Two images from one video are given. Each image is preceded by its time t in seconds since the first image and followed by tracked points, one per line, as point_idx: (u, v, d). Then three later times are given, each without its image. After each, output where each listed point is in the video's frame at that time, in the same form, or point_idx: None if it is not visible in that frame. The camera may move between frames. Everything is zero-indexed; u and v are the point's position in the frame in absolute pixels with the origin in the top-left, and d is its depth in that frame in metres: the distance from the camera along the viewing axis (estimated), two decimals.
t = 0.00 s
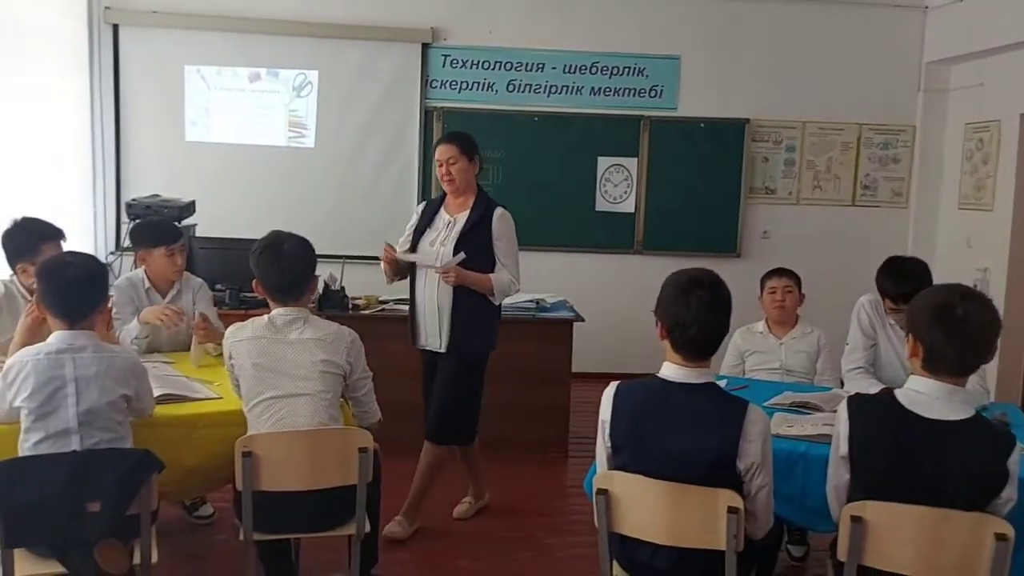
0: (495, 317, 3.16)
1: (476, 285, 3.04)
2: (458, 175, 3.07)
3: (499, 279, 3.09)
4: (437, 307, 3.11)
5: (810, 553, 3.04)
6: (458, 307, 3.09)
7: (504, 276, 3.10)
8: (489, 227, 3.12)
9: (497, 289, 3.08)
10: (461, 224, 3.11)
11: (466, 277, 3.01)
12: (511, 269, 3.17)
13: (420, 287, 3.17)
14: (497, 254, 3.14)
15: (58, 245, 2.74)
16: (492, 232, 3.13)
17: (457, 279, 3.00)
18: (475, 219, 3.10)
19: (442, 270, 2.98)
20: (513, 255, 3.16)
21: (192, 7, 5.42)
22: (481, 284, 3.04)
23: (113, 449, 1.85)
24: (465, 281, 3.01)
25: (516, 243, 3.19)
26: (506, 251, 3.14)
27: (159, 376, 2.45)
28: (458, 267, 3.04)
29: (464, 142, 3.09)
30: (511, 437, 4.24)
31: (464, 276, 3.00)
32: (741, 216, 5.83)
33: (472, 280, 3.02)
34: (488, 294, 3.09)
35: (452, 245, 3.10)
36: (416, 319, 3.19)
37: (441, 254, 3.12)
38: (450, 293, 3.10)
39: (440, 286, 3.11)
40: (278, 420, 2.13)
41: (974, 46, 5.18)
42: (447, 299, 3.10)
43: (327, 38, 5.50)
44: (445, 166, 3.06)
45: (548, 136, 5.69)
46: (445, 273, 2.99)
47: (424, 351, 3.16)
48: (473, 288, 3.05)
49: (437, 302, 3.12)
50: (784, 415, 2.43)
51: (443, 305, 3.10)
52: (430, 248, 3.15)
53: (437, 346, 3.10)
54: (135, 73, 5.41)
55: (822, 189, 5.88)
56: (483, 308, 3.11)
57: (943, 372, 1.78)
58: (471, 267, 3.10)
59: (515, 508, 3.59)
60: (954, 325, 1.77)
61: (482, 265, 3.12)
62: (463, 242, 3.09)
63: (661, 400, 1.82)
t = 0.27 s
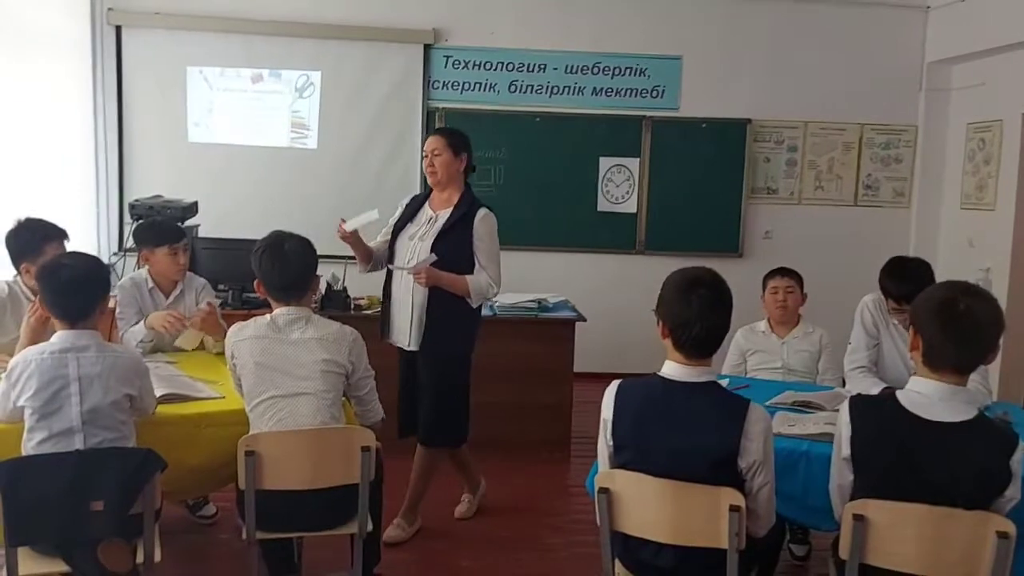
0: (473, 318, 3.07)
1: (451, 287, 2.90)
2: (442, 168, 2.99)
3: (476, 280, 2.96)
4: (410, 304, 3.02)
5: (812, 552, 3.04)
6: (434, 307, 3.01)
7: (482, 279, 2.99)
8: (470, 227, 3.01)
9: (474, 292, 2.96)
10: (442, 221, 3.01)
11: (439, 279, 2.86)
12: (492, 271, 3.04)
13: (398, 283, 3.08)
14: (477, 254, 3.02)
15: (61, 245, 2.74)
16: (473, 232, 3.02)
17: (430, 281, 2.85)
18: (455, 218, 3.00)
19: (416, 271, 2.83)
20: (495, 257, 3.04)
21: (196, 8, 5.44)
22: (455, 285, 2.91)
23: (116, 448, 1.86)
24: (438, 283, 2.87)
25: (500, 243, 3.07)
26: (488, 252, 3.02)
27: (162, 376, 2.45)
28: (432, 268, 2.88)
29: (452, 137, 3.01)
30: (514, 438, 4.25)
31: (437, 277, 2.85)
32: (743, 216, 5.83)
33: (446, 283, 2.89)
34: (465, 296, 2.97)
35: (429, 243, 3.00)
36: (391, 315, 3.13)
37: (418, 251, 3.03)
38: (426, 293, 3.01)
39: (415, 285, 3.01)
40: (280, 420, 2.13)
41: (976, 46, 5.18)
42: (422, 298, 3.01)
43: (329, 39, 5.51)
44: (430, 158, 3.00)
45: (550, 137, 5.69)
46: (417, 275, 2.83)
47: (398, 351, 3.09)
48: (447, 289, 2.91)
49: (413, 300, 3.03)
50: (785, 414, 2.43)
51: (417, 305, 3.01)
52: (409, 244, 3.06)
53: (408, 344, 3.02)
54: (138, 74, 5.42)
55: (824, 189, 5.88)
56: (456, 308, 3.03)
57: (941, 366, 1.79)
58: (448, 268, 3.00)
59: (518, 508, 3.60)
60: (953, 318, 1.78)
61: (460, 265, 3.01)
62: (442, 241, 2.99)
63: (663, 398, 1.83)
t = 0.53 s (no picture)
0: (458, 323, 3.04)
1: (433, 292, 2.88)
2: (423, 168, 2.94)
3: (459, 285, 2.93)
4: (393, 310, 2.98)
5: (815, 556, 3.04)
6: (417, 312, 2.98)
7: (466, 283, 2.95)
8: (455, 231, 2.97)
9: (458, 296, 2.93)
10: (426, 225, 2.97)
11: (420, 284, 2.86)
12: (476, 275, 3.00)
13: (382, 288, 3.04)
14: (462, 259, 2.98)
15: (65, 249, 2.74)
16: (457, 236, 2.98)
17: (410, 286, 2.84)
18: (438, 220, 2.95)
19: (394, 276, 2.84)
20: (479, 262, 3.00)
21: (199, 10, 5.45)
22: (438, 290, 2.89)
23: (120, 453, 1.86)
24: (420, 287, 2.86)
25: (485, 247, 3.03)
26: (472, 256, 2.99)
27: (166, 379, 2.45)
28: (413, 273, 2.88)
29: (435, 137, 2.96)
30: (516, 440, 4.25)
31: (418, 282, 2.85)
32: (746, 219, 5.83)
33: (428, 288, 2.87)
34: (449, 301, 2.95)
35: (412, 248, 2.96)
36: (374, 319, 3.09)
37: (401, 256, 2.99)
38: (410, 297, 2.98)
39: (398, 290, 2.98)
40: (283, 424, 2.14)
41: (980, 48, 5.17)
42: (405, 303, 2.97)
43: (332, 41, 5.51)
44: (411, 158, 2.96)
45: (553, 139, 5.69)
46: (398, 279, 2.84)
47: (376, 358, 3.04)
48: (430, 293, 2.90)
49: (396, 306, 2.99)
50: (788, 418, 2.43)
51: (400, 309, 2.98)
52: (392, 248, 3.02)
53: (390, 351, 2.98)
54: (142, 77, 5.43)
55: (827, 191, 5.87)
56: (439, 313, 2.99)
57: (944, 370, 1.79)
58: (431, 273, 2.96)
59: (520, 511, 3.60)
60: (952, 321, 1.78)
61: (444, 270, 2.97)
62: (425, 246, 2.95)
63: (666, 403, 1.83)
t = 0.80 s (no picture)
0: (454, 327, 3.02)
1: (430, 300, 2.86)
2: (399, 175, 2.88)
3: (455, 289, 2.92)
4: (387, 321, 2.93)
5: (822, 563, 3.03)
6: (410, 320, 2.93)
7: (461, 286, 2.94)
8: (443, 234, 2.95)
9: (455, 300, 2.92)
10: (413, 233, 2.93)
11: (416, 294, 2.84)
12: (469, 278, 3.00)
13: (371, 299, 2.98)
14: (453, 262, 2.97)
15: (72, 258, 2.68)
16: (446, 240, 2.95)
17: (407, 298, 2.82)
18: (427, 226, 2.91)
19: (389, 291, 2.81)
20: (470, 263, 2.99)
21: (204, 15, 5.46)
22: (434, 297, 2.87)
23: (126, 464, 1.86)
24: (416, 298, 2.84)
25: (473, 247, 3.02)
26: (463, 259, 2.98)
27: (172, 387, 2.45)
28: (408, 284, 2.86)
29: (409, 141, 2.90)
30: (521, 445, 4.25)
31: (414, 293, 2.83)
32: (751, 221, 5.81)
33: (424, 297, 2.85)
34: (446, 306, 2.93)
35: (403, 258, 2.92)
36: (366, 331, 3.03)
37: (391, 266, 2.93)
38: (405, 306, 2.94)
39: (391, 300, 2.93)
40: (289, 434, 2.13)
41: (986, 49, 5.15)
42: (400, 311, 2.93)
43: (336, 44, 5.51)
44: (386, 164, 2.89)
45: (558, 142, 5.69)
46: (394, 292, 2.81)
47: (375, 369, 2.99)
48: (426, 302, 2.88)
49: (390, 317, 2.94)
50: (796, 426, 2.42)
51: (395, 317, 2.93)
52: (380, 259, 2.96)
53: (388, 363, 2.93)
54: (146, 80, 5.44)
55: (832, 193, 5.86)
56: (435, 320, 2.95)
57: (953, 382, 1.77)
58: (424, 281, 2.93)
59: (526, 517, 3.59)
60: (960, 331, 1.77)
61: (436, 276, 2.94)
62: (415, 254, 2.91)
63: (675, 414, 1.81)
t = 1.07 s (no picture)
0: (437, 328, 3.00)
1: (419, 304, 2.83)
2: (365, 181, 2.81)
3: (438, 289, 2.89)
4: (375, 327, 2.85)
5: (829, 567, 3.04)
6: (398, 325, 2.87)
7: (444, 286, 2.92)
8: (419, 236, 2.90)
9: (440, 300, 2.90)
10: (389, 238, 2.87)
11: (405, 299, 2.79)
12: (447, 277, 2.99)
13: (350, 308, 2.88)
14: (431, 263, 2.94)
15: (84, 265, 2.68)
16: (423, 242, 2.92)
17: (398, 304, 2.77)
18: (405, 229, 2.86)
19: (382, 298, 2.75)
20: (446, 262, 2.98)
21: (211, 19, 5.48)
22: (421, 300, 2.83)
23: (139, 470, 1.87)
24: (406, 303, 2.79)
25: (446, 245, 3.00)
26: (440, 259, 2.96)
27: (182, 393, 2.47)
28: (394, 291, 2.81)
29: (374, 145, 2.82)
30: (528, 448, 4.26)
31: (404, 299, 2.78)
32: (756, 223, 5.82)
33: (413, 301, 2.80)
34: (431, 308, 2.90)
35: (385, 263, 2.85)
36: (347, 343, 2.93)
37: (373, 273, 2.85)
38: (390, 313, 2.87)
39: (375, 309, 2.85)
40: (299, 440, 2.15)
41: (991, 51, 5.15)
42: (387, 318, 2.86)
43: (343, 48, 5.53)
44: (351, 170, 2.81)
45: (563, 144, 5.70)
46: (384, 301, 2.75)
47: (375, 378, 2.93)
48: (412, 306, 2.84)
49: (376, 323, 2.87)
50: (803, 430, 2.43)
51: (383, 324, 2.86)
52: (357, 268, 2.87)
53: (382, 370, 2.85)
54: (153, 84, 5.47)
55: (838, 195, 5.86)
56: (419, 321, 2.90)
57: (953, 385, 1.80)
58: (406, 285, 2.88)
59: (532, 520, 3.60)
60: (957, 334, 1.80)
61: (417, 279, 2.89)
62: (396, 259, 2.86)
63: (683, 421, 1.82)
